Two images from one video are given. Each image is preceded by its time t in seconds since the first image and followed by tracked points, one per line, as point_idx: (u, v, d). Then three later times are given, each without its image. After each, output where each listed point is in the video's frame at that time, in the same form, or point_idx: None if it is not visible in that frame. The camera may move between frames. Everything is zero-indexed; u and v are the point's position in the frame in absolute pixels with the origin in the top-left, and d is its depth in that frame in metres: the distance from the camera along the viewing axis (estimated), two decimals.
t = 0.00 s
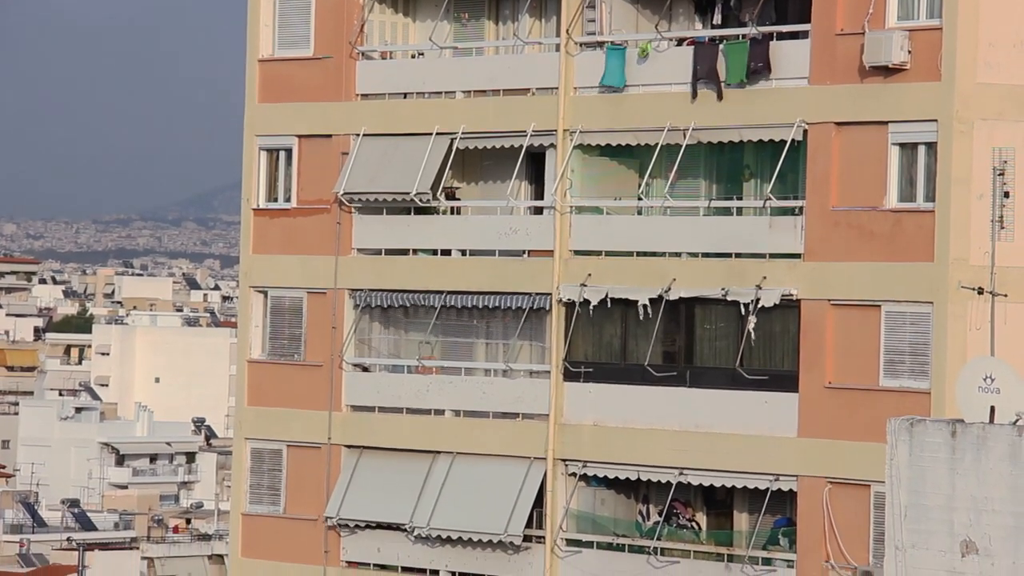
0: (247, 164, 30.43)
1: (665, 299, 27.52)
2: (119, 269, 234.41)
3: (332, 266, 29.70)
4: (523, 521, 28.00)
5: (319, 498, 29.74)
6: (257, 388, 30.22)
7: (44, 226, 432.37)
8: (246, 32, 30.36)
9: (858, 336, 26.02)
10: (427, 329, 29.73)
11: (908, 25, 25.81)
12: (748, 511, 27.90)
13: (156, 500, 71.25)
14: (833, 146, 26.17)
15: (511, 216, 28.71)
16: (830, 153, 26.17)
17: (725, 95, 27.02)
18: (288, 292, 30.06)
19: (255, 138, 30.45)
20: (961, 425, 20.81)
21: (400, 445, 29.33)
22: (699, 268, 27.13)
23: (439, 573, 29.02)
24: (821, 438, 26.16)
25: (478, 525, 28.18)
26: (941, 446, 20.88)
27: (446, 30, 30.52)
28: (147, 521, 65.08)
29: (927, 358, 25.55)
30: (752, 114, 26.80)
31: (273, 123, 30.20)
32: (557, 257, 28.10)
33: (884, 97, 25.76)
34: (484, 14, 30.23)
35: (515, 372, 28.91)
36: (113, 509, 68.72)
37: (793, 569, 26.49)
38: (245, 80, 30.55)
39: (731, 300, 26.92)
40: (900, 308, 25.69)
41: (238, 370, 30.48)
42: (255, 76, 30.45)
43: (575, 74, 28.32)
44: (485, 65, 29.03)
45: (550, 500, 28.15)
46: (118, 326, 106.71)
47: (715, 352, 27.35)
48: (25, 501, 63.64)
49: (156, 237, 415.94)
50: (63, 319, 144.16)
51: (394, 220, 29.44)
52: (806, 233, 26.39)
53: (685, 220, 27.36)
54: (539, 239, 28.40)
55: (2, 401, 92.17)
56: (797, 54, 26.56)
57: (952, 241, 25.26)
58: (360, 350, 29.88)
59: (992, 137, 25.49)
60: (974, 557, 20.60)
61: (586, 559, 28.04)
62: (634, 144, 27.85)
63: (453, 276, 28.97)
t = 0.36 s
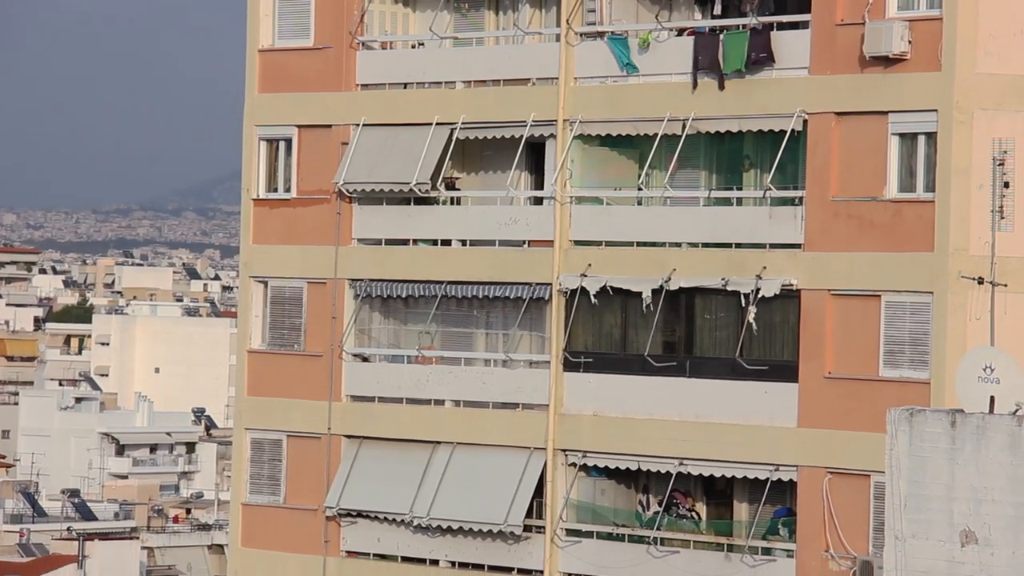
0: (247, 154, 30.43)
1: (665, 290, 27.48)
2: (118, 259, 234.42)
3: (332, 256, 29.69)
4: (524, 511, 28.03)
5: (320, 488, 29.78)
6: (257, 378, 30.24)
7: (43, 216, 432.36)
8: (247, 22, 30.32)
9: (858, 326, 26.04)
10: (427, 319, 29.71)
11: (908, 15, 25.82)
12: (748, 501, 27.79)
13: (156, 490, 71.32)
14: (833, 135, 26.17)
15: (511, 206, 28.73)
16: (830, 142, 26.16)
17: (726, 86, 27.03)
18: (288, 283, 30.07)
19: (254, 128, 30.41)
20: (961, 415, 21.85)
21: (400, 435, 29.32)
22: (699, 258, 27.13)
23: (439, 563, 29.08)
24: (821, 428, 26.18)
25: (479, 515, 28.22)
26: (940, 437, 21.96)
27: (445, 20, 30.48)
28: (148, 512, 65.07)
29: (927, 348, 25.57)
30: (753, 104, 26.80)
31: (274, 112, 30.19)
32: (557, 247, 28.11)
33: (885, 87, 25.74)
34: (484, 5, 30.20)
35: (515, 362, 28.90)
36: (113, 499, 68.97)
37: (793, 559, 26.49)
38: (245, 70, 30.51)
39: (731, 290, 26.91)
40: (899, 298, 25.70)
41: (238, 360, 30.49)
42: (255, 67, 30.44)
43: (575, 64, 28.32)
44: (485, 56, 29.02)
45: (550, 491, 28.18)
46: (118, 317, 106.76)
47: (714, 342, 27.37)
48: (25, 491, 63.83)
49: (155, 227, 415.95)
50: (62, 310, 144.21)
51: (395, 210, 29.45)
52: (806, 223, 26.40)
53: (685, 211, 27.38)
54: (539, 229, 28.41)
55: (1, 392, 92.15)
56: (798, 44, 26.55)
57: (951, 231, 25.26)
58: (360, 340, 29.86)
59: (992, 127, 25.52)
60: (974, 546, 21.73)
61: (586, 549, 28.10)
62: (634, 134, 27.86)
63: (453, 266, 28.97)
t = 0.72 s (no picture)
0: (248, 144, 30.40)
1: (666, 280, 27.52)
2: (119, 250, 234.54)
3: (332, 246, 29.69)
4: (524, 502, 28.05)
5: (320, 479, 29.79)
6: (258, 368, 30.26)
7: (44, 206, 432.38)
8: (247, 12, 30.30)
9: (860, 317, 26.04)
10: (427, 310, 29.69)
11: (909, 5, 25.75)
12: (748, 492, 27.89)
13: (156, 480, 71.40)
14: (834, 126, 26.16)
15: (512, 196, 28.75)
16: (831, 132, 26.17)
17: (721, 77, 27.08)
18: (289, 274, 30.05)
19: (255, 119, 30.41)
20: (961, 406, 21.81)
21: (401, 424, 29.35)
22: (700, 248, 27.10)
23: (440, 553, 29.13)
24: (821, 418, 26.19)
25: (479, 506, 28.25)
26: (941, 427, 21.87)
27: (446, 10, 30.22)
28: (149, 502, 65.13)
29: (928, 338, 25.57)
30: (754, 95, 26.78)
31: (275, 103, 30.18)
32: (558, 238, 28.10)
33: (886, 77, 25.72)
34: None
35: (516, 352, 28.87)
36: (113, 489, 69.04)
37: (793, 550, 26.50)
38: (246, 60, 30.51)
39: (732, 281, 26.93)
40: (900, 289, 25.71)
41: (239, 351, 30.46)
42: (256, 57, 30.44)
43: (576, 54, 28.29)
44: (486, 46, 29.00)
45: (551, 481, 28.21)
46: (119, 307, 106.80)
47: (715, 333, 27.42)
48: (26, 481, 63.88)
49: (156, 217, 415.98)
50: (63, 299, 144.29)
51: (396, 201, 29.44)
52: (806, 214, 26.41)
53: (686, 201, 27.35)
54: (540, 220, 28.42)
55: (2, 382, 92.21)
56: (798, 34, 26.53)
57: (952, 221, 25.26)
58: (360, 331, 29.85)
59: (993, 117, 25.53)
60: (974, 537, 21.59)
61: (585, 539, 28.13)
62: (635, 125, 27.83)
63: (455, 257, 28.97)
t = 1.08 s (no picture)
0: (247, 135, 30.39)
1: (665, 271, 27.53)
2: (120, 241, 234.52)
3: (332, 238, 29.68)
4: (524, 493, 28.06)
5: (320, 470, 29.79)
6: (257, 359, 30.25)
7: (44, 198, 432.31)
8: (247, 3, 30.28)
9: (859, 308, 26.05)
10: (427, 301, 29.75)
11: None
12: (747, 483, 27.96)
13: (157, 471, 71.41)
14: (834, 117, 26.17)
15: (512, 188, 28.69)
16: (830, 124, 26.16)
17: (720, 68, 27.06)
18: (288, 265, 30.06)
19: (255, 110, 30.41)
20: (961, 398, 21.94)
21: (402, 416, 29.33)
22: (699, 240, 27.11)
23: (439, 544, 29.12)
24: (821, 409, 26.19)
25: (479, 497, 28.25)
26: (941, 418, 22.02)
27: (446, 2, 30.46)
28: (148, 494, 65.08)
29: (928, 329, 25.58)
30: (753, 86, 26.78)
31: (274, 94, 30.17)
32: (558, 229, 28.07)
33: (886, 68, 25.72)
34: None
35: (516, 344, 28.93)
36: (113, 480, 69.19)
37: (793, 540, 26.55)
38: (246, 51, 30.50)
39: (732, 272, 26.90)
40: (900, 280, 25.70)
41: (238, 342, 30.46)
42: (255, 48, 30.42)
43: (576, 45, 28.30)
44: (485, 37, 28.99)
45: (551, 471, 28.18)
46: (119, 298, 106.74)
47: (715, 324, 27.44)
48: (26, 472, 63.86)
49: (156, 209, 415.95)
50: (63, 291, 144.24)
51: (395, 193, 29.44)
52: (806, 206, 26.42)
53: (685, 193, 27.41)
54: (540, 212, 28.41)
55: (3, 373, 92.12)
56: (798, 25, 26.56)
57: (952, 212, 25.26)
58: (360, 322, 29.87)
59: (993, 108, 25.49)
60: (974, 528, 21.76)
61: (585, 530, 28.16)
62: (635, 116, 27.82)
63: (454, 248, 28.95)
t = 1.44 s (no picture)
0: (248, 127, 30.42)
1: (666, 263, 27.50)
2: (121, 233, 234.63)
3: (333, 229, 29.67)
4: (525, 484, 28.08)
5: (321, 461, 29.81)
6: (258, 350, 30.25)
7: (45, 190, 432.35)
8: None
9: (859, 300, 26.06)
10: (428, 293, 29.76)
11: None
12: (748, 475, 27.86)
13: (157, 464, 71.43)
14: (835, 109, 26.16)
15: (513, 180, 28.74)
16: (831, 116, 26.17)
17: (725, 59, 27.01)
18: (289, 257, 30.05)
19: (257, 102, 30.41)
20: (962, 390, 22.09)
21: (403, 407, 29.36)
22: (699, 232, 27.13)
23: (440, 536, 29.16)
24: (821, 401, 26.21)
25: (480, 489, 28.27)
26: (942, 409, 22.19)
27: None
28: (148, 486, 65.08)
29: (929, 321, 25.58)
30: (754, 78, 26.78)
31: (275, 86, 30.17)
32: (559, 221, 28.11)
33: (886, 60, 25.73)
34: None
35: (517, 336, 28.90)
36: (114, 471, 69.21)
37: (794, 533, 26.58)
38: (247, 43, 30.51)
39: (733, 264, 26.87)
40: (901, 272, 25.70)
41: (239, 334, 30.51)
42: (256, 40, 30.42)
43: (577, 37, 28.29)
44: (486, 28, 28.97)
45: (552, 463, 28.21)
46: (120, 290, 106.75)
47: (716, 316, 27.42)
48: (27, 463, 63.87)
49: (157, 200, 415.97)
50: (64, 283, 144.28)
51: (396, 185, 29.42)
52: (807, 198, 26.40)
53: (686, 185, 27.40)
54: (540, 204, 28.41)
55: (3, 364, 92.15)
56: (800, 16, 26.52)
57: (952, 204, 25.25)
58: (361, 314, 29.90)
59: (993, 100, 25.50)
60: (975, 520, 21.90)
61: (585, 522, 28.17)
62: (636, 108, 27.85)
63: (455, 239, 28.93)
